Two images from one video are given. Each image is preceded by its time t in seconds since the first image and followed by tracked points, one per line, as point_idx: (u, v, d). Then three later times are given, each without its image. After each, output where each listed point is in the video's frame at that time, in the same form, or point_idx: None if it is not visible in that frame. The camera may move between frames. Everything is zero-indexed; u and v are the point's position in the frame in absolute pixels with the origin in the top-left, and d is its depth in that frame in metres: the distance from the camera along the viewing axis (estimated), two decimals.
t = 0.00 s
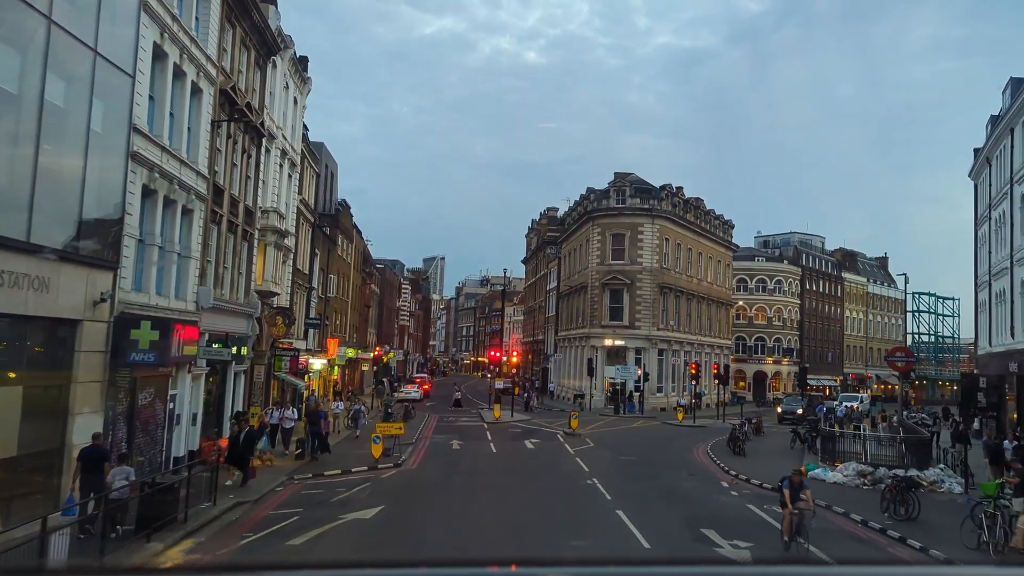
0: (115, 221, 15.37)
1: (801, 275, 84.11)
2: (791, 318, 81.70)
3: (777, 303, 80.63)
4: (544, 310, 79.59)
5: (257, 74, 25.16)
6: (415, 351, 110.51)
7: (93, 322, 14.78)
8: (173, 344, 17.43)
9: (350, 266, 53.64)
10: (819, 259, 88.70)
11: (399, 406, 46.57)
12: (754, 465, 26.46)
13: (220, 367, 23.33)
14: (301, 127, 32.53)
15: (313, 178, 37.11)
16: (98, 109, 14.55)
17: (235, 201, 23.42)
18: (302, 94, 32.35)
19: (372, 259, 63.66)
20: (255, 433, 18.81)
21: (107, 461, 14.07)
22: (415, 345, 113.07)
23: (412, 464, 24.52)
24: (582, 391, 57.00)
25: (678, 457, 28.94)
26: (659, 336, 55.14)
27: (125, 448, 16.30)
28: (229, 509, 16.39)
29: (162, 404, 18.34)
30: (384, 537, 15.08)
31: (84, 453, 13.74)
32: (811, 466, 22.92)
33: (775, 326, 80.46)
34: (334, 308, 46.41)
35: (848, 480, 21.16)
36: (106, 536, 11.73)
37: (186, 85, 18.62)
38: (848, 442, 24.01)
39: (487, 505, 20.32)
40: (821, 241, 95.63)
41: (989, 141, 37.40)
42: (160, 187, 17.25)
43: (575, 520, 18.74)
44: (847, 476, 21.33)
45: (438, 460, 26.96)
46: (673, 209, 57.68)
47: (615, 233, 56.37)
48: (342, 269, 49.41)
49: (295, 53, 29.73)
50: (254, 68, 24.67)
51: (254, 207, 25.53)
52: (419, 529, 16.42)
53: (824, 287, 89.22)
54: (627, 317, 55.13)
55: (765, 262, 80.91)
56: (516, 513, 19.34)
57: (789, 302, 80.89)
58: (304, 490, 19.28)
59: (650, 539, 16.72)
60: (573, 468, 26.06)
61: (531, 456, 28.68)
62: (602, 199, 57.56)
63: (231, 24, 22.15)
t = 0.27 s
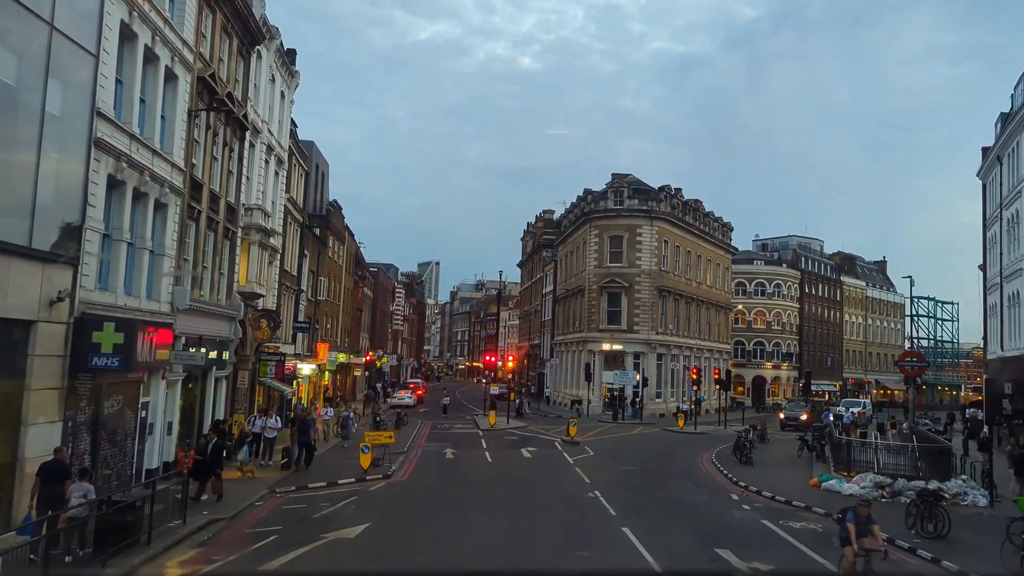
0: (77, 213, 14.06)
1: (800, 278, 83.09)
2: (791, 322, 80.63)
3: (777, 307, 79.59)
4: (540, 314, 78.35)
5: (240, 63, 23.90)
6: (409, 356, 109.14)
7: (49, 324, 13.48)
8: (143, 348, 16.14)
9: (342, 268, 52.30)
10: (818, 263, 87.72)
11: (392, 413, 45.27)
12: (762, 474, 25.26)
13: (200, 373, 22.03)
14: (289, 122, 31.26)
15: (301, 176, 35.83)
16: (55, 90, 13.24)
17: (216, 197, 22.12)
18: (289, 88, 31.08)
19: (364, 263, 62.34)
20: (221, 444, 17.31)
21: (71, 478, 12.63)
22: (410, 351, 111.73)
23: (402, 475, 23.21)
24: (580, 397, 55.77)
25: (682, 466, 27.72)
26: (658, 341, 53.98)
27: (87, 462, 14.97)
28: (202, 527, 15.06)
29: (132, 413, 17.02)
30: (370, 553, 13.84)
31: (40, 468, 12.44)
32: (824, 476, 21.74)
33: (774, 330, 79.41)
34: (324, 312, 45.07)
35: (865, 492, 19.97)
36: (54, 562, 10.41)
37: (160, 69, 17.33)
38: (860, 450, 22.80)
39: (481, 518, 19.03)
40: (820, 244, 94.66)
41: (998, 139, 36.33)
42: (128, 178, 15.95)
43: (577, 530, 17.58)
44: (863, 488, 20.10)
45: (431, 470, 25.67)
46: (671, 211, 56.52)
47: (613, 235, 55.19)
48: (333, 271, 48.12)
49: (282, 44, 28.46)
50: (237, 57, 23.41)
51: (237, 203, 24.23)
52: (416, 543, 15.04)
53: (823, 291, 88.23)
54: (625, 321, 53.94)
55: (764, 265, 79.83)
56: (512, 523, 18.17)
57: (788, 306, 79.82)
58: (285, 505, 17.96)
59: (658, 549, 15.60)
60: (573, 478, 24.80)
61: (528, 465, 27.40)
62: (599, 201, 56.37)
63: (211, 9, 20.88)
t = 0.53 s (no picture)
0: (34, 197, 12.85)
1: (801, 278, 82.03)
2: (792, 323, 79.58)
3: (778, 308, 78.47)
4: (538, 315, 77.19)
5: (223, 49, 22.69)
6: (405, 357, 107.97)
7: (3, 318, 12.27)
8: (108, 349, 14.99)
9: (336, 267, 51.09)
10: (819, 263, 86.63)
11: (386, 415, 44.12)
12: (772, 480, 24.12)
13: (180, 374, 20.84)
14: (278, 114, 30.07)
15: (292, 171, 34.64)
16: (8, 60, 12.03)
17: (197, 188, 20.91)
18: (278, 78, 29.90)
19: (359, 262, 61.13)
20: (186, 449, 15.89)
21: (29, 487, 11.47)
22: (406, 352, 110.50)
23: (395, 482, 21.98)
24: (578, 399, 54.59)
25: (687, 471, 26.54)
26: (658, 341, 52.85)
27: (49, 470, 13.75)
28: (175, 542, 13.84)
29: (101, 418, 15.87)
30: (356, 567, 12.67)
31: None
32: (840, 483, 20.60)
33: (775, 331, 78.31)
34: (316, 312, 43.82)
35: (884, 501, 18.84)
36: None
37: (132, 48, 16.12)
38: (875, 454, 21.64)
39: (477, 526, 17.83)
40: (821, 244, 93.58)
41: (1011, 133, 35.25)
42: (95, 165, 14.77)
43: (577, 537, 16.44)
44: (883, 496, 18.97)
45: (426, 476, 24.47)
46: (672, 208, 55.38)
47: (612, 233, 54.06)
48: (326, 270, 46.91)
49: (269, 30, 27.28)
50: (219, 42, 22.21)
51: (221, 196, 23.02)
52: (406, 555, 13.86)
53: (825, 291, 87.15)
54: (625, 321, 52.79)
55: (765, 265, 78.79)
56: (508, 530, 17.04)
57: (789, 306, 78.81)
58: (266, 516, 16.77)
59: (665, 556, 14.49)
60: (574, 484, 23.63)
61: (527, 470, 26.23)
62: (598, 199, 55.22)
63: None
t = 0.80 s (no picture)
0: None
1: (802, 278, 81.11)
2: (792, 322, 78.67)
3: (778, 307, 77.47)
4: (535, 314, 76.16)
5: (207, 32, 21.61)
6: (401, 358, 106.81)
7: None
8: (69, 345, 13.92)
9: (329, 265, 49.99)
10: (820, 262, 85.64)
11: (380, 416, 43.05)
12: (781, 484, 23.08)
13: (159, 374, 19.75)
14: (268, 105, 28.98)
15: (283, 165, 33.54)
16: None
17: (179, 178, 19.84)
18: (267, 67, 28.82)
19: (353, 260, 60.00)
20: (150, 457, 14.56)
21: None
22: (401, 352, 109.32)
23: (387, 487, 20.92)
24: (577, 399, 53.53)
25: (692, 475, 25.44)
26: (659, 340, 51.84)
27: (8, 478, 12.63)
28: (145, 555, 12.74)
29: (69, 422, 14.77)
30: None
31: None
32: (855, 489, 19.59)
33: (776, 330, 77.33)
34: (309, 310, 42.68)
35: (904, 508, 17.83)
36: None
37: (104, 24, 15.04)
38: (890, 458, 20.63)
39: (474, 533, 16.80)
40: (821, 243, 92.62)
41: None
42: (60, 147, 13.70)
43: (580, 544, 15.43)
44: (903, 503, 17.97)
45: (420, 480, 23.41)
46: (672, 205, 54.36)
47: (612, 231, 53.02)
48: (319, 268, 45.82)
49: (257, 16, 26.20)
50: (203, 25, 21.14)
51: (205, 187, 21.95)
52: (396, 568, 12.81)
53: (825, 290, 86.18)
54: (625, 320, 51.76)
55: (765, 264, 77.87)
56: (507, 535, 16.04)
57: (790, 305, 77.90)
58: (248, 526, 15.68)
59: (672, 561, 13.55)
60: (575, 489, 22.58)
61: (525, 475, 25.17)
62: (598, 195, 54.16)
63: None
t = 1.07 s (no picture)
0: None
1: (803, 277, 80.04)
2: (794, 322, 77.60)
3: (780, 307, 76.37)
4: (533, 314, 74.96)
5: (188, 14, 20.42)
6: (397, 358, 105.47)
7: None
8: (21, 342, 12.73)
9: (322, 263, 48.73)
10: (822, 261, 84.51)
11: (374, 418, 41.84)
12: (793, 491, 21.94)
13: (134, 375, 18.54)
14: (256, 95, 27.76)
15: (273, 158, 32.31)
16: None
17: (156, 167, 18.63)
18: (255, 55, 27.61)
19: (347, 258, 58.75)
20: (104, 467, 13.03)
21: None
22: (398, 353, 107.97)
23: (378, 496, 19.72)
24: (576, 401, 52.29)
25: (698, 481, 24.23)
26: (660, 341, 50.66)
27: None
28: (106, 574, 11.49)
29: (28, 428, 13.51)
30: None
31: None
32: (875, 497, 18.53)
33: (778, 330, 76.20)
34: (300, 309, 41.37)
35: (930, 518, 16.76)
36: None
37: None
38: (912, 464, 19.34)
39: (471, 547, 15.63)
40: (823, 241, 91.47)
41: None
42: (15, 127, 12.52)
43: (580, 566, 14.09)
44: (929, 513, 16.93)
45: (414, 488, 22.22)
46: (674, 202, 53.21)
47: (612, 228, 51.86)
48: (311, 265, 44.59)
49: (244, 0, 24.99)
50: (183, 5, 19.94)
51: (186, 178, 20.74)
52: None
53: (827, 290, 85.04)
54: (625, 319, 50.60)
55: (767, 263, 76.80)
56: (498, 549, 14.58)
57: (791, 305, 76.84)
58: (226, 541, 14.48)
59: None
60: (577, 497, 21.39)
61: (525, 481, 23.98)
62: (597, 192, 52.98)
63: None
